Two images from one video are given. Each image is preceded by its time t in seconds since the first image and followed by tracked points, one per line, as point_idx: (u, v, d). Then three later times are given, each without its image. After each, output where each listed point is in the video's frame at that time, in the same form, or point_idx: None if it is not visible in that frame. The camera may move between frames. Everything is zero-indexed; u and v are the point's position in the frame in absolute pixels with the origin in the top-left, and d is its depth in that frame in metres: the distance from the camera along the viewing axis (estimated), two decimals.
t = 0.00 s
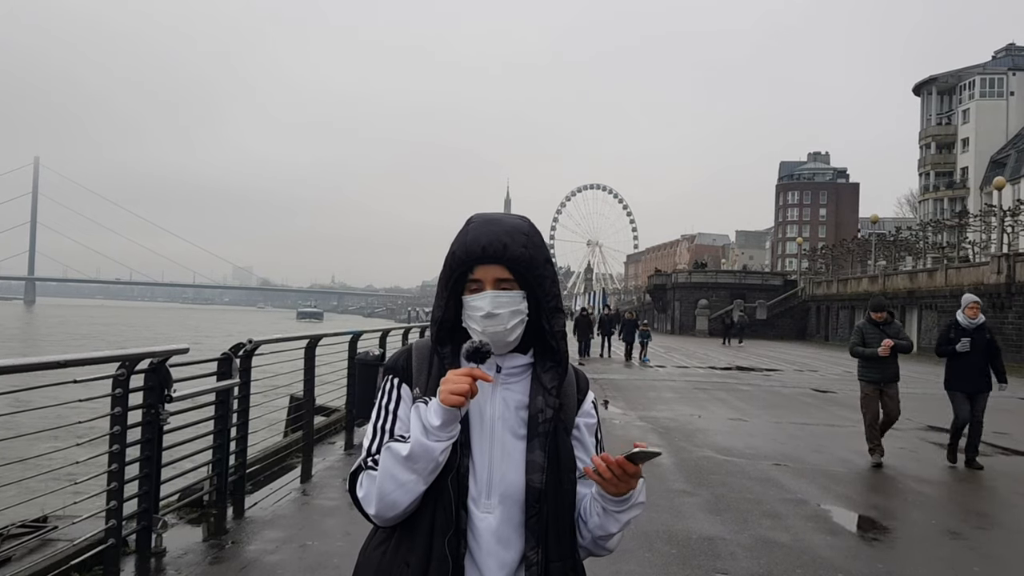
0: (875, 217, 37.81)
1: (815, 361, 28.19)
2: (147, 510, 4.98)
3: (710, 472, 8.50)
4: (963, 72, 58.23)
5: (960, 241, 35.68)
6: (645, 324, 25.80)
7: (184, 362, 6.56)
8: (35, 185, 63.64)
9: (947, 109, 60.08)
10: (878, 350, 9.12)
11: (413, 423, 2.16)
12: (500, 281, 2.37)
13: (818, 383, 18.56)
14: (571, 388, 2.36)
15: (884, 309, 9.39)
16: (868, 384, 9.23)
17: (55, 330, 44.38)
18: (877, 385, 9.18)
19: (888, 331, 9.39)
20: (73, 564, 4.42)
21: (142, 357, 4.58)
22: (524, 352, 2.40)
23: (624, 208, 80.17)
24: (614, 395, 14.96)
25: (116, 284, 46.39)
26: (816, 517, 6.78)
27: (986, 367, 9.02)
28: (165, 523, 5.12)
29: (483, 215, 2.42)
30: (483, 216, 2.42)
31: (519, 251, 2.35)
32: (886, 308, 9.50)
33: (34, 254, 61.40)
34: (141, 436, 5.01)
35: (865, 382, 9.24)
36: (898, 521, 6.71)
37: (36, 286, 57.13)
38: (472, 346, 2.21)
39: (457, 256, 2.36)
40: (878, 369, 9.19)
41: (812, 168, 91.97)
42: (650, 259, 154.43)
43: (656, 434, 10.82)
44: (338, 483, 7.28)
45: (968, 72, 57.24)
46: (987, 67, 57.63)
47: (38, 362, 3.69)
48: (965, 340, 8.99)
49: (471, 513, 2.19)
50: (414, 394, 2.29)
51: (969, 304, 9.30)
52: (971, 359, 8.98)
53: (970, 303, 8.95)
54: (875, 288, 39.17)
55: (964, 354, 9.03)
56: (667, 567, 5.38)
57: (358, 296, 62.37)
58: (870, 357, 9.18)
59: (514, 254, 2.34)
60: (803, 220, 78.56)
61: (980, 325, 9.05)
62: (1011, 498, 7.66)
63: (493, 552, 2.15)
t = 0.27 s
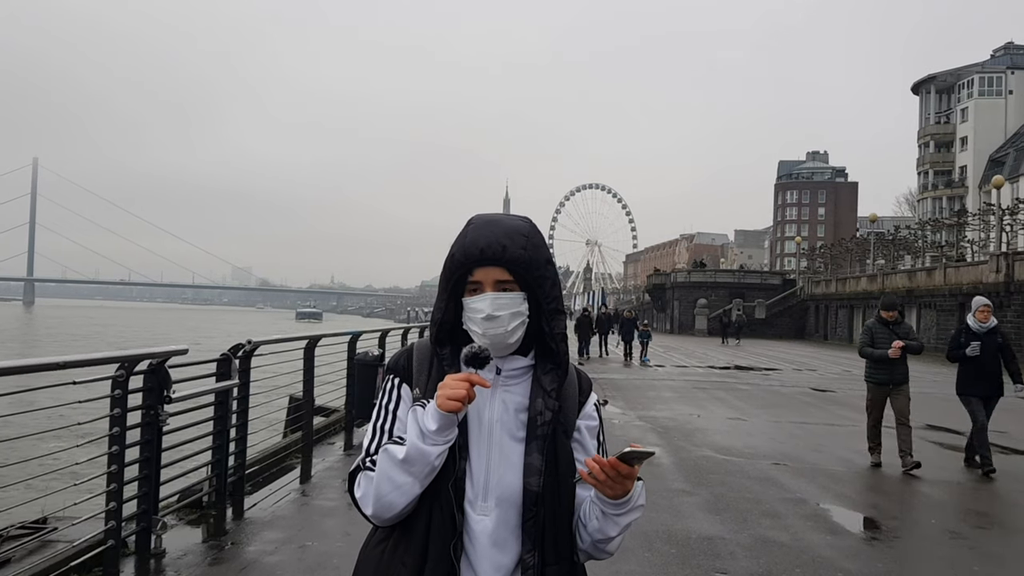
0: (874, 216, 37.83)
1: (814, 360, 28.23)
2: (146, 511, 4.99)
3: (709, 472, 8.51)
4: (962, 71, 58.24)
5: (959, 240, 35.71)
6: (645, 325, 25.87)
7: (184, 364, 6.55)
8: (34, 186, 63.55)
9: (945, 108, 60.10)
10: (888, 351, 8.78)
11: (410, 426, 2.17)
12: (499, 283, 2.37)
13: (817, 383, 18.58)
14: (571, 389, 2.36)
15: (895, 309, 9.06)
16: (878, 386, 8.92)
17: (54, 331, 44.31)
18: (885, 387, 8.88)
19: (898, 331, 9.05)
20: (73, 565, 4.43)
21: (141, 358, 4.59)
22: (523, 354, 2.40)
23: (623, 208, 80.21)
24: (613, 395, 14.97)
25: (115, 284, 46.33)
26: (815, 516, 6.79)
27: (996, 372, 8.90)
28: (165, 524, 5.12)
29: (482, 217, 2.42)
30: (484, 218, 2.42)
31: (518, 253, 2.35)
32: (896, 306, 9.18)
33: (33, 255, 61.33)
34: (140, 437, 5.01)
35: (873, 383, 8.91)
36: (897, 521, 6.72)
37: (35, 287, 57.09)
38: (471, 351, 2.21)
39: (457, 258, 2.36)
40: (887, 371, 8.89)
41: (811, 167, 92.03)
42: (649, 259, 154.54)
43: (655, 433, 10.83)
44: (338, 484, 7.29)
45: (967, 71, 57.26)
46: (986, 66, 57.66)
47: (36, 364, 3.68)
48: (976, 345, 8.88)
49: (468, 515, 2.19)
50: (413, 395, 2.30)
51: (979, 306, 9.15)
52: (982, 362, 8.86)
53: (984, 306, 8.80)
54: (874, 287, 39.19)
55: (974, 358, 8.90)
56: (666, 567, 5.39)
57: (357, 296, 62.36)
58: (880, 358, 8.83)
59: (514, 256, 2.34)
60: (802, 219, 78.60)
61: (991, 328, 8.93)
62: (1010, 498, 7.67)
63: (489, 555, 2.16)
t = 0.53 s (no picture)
0: (872, 215, 37.84)
1: (812, 359, 28.27)
2: (144, 510, 4.99)
3: (707, 470, 8.52)
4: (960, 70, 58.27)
5: (957, 238, 35.76)
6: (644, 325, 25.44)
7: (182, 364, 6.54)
8: (31, 186, 63.40)
9: (943, 107, 60.14)
10: (902, 352, 8.47)
11: (406, 428, 2.17)
12: (495, 284, 2.37)
13: (815, 381, 18.60)
14: (570, 389, 2.37)
15: (907, 305, 8.73)
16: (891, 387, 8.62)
17: (52, 331, 44.25)
18: (900, 389, 8.57)
19: (911, 330, 8.74)
20: (70, 565, 4.43)
21: (138, 357, 4.58)
22: (520, 355, 2.40)
23: (621, 207, 80.23)
24: (611, 394, 14.98)
25: (113, 285, 46.23)
26: (813, 515, 6.80)
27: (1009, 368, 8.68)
28: (162, 524, 5.13)
29: (477, 218, 2.42)
30: (478, 219, 2.43)
31: (513, 254, 2.35)
32: (908, 302, 8.85)
33: (31, 255, 61.22)
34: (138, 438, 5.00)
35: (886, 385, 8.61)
36: (896, 520, 6.72)
37: (32, 287, 57.01)
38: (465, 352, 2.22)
39: (452, 260, 2.37)
40: (901, 372, 8.58)
41: (809, 166, 92.10)
42: (647, 258, 154.62)
43: (653, 432, 10.84)
44: (336, 484, 7.28)
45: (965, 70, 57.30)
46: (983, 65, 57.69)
47: (33, 364, 3.67)
48: (986, 341, 8.65)
49: (465, 516, 2.20)
50: (410, 395, 2.30)
51: (988, 299, 8.90)
52: (995, 358, 8.64)
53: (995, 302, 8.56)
54: (872, 286, 39.21)
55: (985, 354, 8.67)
56: (664, 566, 5.39)
57: (355, 295, 62.34)
58: (893, 359, 8.52)
59: (509, 257, 2.34)
60: (800, 218, 78.65)
61: (1001, 323, 8.70)
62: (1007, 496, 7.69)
63: (486, 555, 2.17)
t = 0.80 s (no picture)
0: (871, 216, 37.85)
1: (810, 359, 28.32)
2: (143, 511, 4.99)
3: (706, 471, 8.53)
4: (958, 71, 58.34)
5: (955, 239, 35.80)
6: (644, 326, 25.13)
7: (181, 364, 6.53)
8: (29, 187, 63.33)
9: (941, 107, 60.21)
10: (913, 350, 8.28)
11: (410, 429, 2.17)
12: (500, 280, 2.38)
13: (813, 381, 18.62)
14: (571, 387, 2.37)
15: (919, 306, 8.53)
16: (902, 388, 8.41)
17: (50, 331, 44.19)
18: (911, 389, 8.36)
19: (922, 329, 8.55)
20: (70, 567, 4.43)
21: (137, 358, 4.58)
22: (523, 353, 2.40)
23: (620, 207, 80.26)
24: (610, 394, 14.99)
25: (112, 285, 46.23)
26: (811, 515, 6.80)
27: None
28: (161, 525, 5.13)
29: (481, 216, 2.42)
30: (482, 216, 2.43)
31: (519, 251, 2.36)
32: (920, 302, 8.65)
33: (29, 256, 61.14)
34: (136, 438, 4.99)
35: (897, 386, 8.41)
36: (894, 520, 6.73)
37: (30, 288, 56.94)
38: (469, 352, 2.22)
39: (457, 256, 2.37)
40: (911, 373, 8.37)
41: (807, 166, 92.17)
42: (646, 258, 154.62)
43: (652, 433, 10.85)
44: (335, 484, 7.28)
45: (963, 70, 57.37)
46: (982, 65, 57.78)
47: (31, 365, 3.67)
48: (1001, 345, 8.39)
49: (468, 516, 2.19)
50: (412, 396, 2.30)
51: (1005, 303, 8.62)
52: (1009, 363, 8.38)
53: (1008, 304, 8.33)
54: (870, 286, 39.25)
55: (999, 359, 8.42)
56: (663, 566, 5.40)
57: (354, 296, 62.34)
58: (904, 358, 8.33)
59: (514, 254, 2.35)
60: (798, 218, 78.72)
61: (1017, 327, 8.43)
62: (1005, 496, 7.69)
63: (490, 555, 2.17)
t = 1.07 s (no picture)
0: (871, 216, 37.84)
1: (810, 359, 28.36)
2: (142, 511, 4.99)
3: (706, 471, 8.53)
4: (958, 71, 58.30)
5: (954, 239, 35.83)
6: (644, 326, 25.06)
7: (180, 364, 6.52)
8: (28, 187, 63.30)
9: (941, 108, 60.18)
10: (925, 358, 8.01)
11: (416, 429, 2.16)
12: (511, 284, 2.38)
13: (813, 382, 18.64)
14: (574, 390, 2.38)
15: (929, 310, 8.30)
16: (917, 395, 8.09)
17: (50, 331, 44.21)
18: (924, 397, 8.10)
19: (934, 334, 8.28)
20: (69, 566, 4.43)
21: (137, 358, 4.57)
22: (527, 355, 2.41)
23: (620, 208, 80.27)
24: (610, 395, 15.00)
25: (111, 284, 46.27)
26: (810, 516, 6.80)
27: None
28: (160, 524, 5.12)
29: (490, 218, 2.42)
30: (491, 219, 2.42)
31: (531, 256, 2.36)
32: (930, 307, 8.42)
33: (28, 256, 61.15)
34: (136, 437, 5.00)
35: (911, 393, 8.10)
36: (894, 521, 6.72)
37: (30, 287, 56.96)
38: (477, 352, 2.22)
39: (467, 258, 2.36)
40: (926, 379, 8.08)
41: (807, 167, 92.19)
42: (646, 258, 154.64)
43: (652, 433, 10.85)
44: (335, 484, 7.29)
45: (963, 71, 57.33)
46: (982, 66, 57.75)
47: (31, 365, 3.67)
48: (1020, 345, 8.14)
49: (474, 515, 2.19)
50: (416, 396, 2.30)
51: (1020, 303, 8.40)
52: None
53: None
54: (870, 287, 39.24)
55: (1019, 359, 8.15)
56: (663, 566, 5.40)
57: (354, 296, 62.36)
58: (917, 365, 8.06)
59: (526, 259, 2.35)
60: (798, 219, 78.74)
61: None
62: (1007, 497, 7.67)
63: (495, 553, 2.16)
